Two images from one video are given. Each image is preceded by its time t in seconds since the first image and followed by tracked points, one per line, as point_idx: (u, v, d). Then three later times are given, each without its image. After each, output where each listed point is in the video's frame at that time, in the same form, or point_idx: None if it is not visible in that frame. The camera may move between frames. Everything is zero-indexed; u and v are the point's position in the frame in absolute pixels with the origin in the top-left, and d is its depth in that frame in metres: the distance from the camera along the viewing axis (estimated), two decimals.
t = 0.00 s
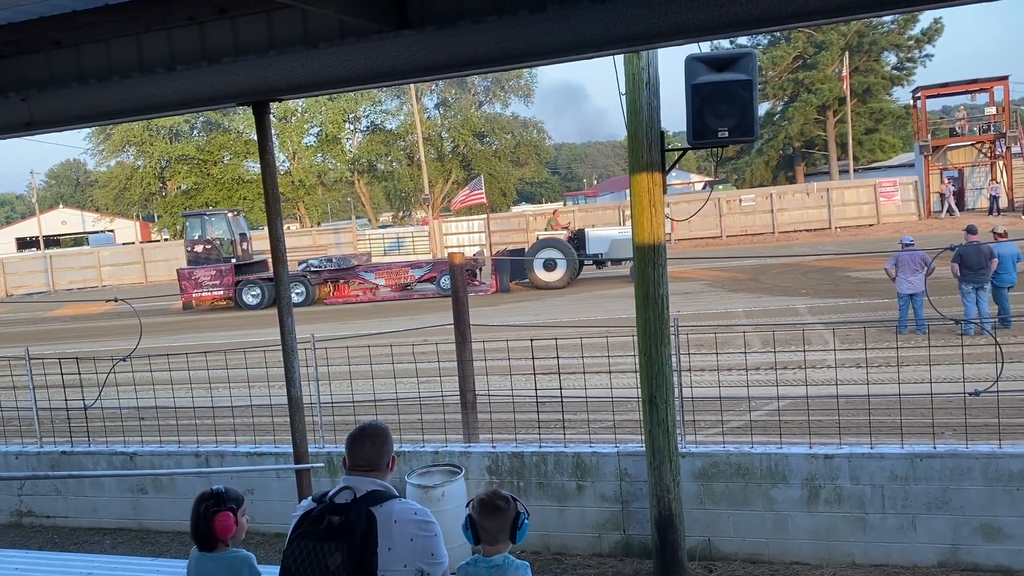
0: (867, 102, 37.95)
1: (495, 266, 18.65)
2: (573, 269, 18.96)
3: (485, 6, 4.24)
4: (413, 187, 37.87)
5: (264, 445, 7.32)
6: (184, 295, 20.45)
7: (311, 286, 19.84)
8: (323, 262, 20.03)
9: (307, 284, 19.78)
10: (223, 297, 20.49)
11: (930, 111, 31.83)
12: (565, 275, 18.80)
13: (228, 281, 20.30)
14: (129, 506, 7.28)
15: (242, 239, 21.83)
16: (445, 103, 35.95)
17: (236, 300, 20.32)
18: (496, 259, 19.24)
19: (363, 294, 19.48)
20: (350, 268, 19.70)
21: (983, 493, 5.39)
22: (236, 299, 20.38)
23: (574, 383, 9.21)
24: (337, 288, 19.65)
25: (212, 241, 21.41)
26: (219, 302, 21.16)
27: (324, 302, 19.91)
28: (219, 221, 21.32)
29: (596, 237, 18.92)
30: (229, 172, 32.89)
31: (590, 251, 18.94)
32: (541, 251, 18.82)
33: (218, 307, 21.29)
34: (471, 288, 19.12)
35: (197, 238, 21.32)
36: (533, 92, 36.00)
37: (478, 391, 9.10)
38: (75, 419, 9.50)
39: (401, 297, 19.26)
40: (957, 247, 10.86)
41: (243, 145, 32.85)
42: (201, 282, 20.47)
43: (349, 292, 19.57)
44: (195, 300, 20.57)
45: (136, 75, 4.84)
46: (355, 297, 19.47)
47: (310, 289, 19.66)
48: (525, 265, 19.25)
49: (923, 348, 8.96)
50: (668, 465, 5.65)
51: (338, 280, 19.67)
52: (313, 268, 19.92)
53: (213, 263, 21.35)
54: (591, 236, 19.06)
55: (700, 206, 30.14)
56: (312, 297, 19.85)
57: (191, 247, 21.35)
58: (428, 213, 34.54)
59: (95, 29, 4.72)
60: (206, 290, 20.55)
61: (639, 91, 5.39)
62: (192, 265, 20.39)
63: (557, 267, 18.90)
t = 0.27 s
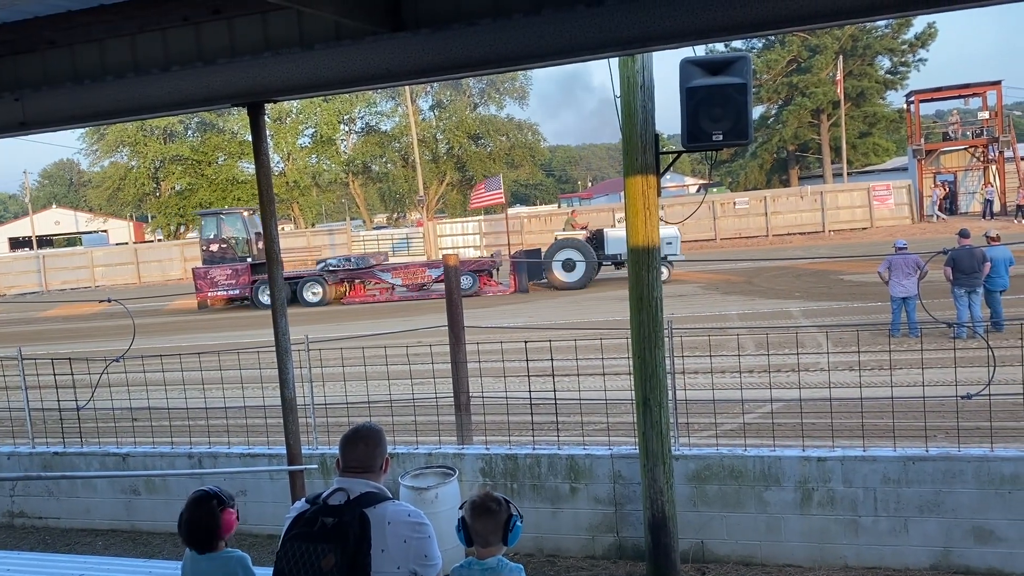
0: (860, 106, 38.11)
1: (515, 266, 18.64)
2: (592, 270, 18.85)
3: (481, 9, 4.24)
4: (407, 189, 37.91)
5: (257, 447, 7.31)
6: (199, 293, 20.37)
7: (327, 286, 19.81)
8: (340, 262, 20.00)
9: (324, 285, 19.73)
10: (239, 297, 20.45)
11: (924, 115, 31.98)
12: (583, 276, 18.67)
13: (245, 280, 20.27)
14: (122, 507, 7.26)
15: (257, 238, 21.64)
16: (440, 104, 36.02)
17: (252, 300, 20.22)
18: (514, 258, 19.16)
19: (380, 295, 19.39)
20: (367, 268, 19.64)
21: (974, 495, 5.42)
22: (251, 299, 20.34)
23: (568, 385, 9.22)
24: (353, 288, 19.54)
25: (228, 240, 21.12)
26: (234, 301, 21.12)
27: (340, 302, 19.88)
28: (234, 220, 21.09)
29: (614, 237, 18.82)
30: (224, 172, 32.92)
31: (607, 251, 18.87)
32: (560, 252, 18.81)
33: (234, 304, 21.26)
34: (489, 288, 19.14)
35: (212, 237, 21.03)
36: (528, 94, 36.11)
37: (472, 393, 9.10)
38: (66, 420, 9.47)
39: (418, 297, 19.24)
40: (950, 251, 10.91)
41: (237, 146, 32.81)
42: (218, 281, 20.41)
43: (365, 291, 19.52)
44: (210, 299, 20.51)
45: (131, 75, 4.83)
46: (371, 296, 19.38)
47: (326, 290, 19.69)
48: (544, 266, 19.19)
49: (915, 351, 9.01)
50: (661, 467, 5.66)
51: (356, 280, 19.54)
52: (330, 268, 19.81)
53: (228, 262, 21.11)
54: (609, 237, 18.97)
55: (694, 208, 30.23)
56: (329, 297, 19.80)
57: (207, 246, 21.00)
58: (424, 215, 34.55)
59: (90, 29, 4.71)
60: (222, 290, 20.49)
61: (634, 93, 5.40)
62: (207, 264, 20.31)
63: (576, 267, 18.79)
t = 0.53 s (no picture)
0: (852, 110, 38.28)
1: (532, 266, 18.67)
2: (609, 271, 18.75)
3: (474, 10, 4.24)
4: (400, 190, 37.87)
5: (248, 448, 7.28)
6: (212, 293, 20.15)
7: (342, 286, 19.77)
8: (356, 261, 20.23)
9: (340, 284, 19.69)
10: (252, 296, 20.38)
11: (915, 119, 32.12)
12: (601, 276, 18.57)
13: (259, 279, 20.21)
14: (111, 508, 7.22)
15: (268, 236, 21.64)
16: (433, 106, 36.04)
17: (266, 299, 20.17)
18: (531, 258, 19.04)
19: (395, 295, 19.39)
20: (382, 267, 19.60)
21: (964, 499, 5.43)
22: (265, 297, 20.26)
23: (560, 387, 9.22)
24: (368, 289, 19.50)
25: (240, 239, 21.03)
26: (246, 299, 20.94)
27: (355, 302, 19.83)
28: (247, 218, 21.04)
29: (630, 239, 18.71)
30: (217, 172, 33.18)
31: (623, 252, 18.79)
32: (577, 252, 18.75)
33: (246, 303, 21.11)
34: (505, 289, 19.17)
35: (225, 236, 20.96)
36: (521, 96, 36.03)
37: (464, 395, 9.09)
38: (56, 421, 9.43)
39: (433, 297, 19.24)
40: (940, 256, 10.93)
41: (229, 146, 32.73)
42: (231, 281, 20.23)
43: (380, 292, 19.52)
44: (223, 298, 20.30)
45: (123, 75, 4.81)
46: (386, 296, 19.33)
47: (341, 289, 19.65)
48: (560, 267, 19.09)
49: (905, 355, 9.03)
50: (652, 469, 5.66)
51: (371, 280, 19.50)
52: (345, 268, 19.92)
53: (242, 261, 21.00)
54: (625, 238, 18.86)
55: (687, 211, 30.31)
56: (343, 297, 19.79)
57: (220, 245, 20.92)
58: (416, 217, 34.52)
59: (81, 29, 4.69)
60: (235, 289, 20.34)
61: (627, 96, 5.41)
62: (221, 262, 20.11)
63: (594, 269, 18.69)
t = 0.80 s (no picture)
0: (841, 115, 38.54)
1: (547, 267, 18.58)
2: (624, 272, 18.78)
3: (465, 14, 4.25)
4: (390, 191, 37.86)
5: (236, 450, 7.26)
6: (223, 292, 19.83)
7: (355, 286, 19.67)
8: (371, 261, 20.06)
9: (353, 285, 19.58)
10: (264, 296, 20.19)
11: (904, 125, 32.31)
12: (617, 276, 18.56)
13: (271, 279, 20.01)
14: (97, 510, 7.18)
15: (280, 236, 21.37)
16: (424, 108, 36.09)
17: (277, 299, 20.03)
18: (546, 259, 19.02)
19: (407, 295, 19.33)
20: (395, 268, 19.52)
21: (950, 502, 5.46)
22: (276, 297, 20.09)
23: (549, 390, 9.23)
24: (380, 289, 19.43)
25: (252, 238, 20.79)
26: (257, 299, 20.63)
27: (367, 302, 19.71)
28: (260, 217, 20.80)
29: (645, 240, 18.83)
30: (205, 173, 32.84)
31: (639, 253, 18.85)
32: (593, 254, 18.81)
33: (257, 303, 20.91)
34: (518, 289, 19.20)
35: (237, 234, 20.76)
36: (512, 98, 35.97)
37: (453, 397, 9.09)
38: (43, 422, 9.37)
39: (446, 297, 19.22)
40: (927, 260, 11.00)
41: (218, 146, 32.62)
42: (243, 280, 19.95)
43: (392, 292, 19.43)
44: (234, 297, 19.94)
45: (112, 75, 4.79)
46: (399, 297, 19.25)
47: (354, 289, 19.54)
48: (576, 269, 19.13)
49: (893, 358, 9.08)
50: (641, 472, 5.67)
51: (383, 280, 19.41)
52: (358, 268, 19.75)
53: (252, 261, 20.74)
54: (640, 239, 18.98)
55: (676, 215, 30.41)
56: (356, 297, 19.72)
57: (232, 243, 20.69)
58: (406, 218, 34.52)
59: (71, 27, 4.66)
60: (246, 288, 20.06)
61: (618, 99, 5.42)
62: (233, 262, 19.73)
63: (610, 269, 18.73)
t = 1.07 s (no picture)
0: (827, 120, 38.83)
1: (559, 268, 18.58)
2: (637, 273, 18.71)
3: (454, 15, 4.24)
4: (378, 192, 37.80)
5: (220, 451, 7.22)
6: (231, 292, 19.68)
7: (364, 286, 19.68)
8: (384, 261, 19.93)
9: (362, 284, 19.59)
10: (272, 295, 20.02)
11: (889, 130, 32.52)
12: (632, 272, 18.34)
13: (280, 278, 19.92)
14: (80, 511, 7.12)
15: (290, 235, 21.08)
16: (412, 109, 35.97)
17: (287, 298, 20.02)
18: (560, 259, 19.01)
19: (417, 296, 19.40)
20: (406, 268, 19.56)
21: (933, 505, 5.49)
22: (285, 297, 20.07)
23: (535, 392, 9.23)
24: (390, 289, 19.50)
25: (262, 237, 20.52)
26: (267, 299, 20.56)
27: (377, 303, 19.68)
28: (269, 217, 20.55)
29: (658, 241, 19.00)
30: (190, 173, 32.81)
31: (651, 255, 19.11)
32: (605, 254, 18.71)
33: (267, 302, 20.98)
34: (530, 290, 19.17)
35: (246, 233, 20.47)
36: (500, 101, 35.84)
37: (439, 399, 9.08)
38: (25, 423, 9.30)
39: (456, 298, 19.17)
40: (911, 265, 11.09)
41: (205, 146, 32.44)
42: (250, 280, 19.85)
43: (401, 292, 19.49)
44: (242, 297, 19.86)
45: (97, 73, 4.75)
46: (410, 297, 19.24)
47: (364, 289, 19.51)
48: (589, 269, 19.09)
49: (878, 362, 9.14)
50: (627, 474, 5.68)
51: (393, 280, 19.48)
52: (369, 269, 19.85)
53: (261, 261, 20.34)
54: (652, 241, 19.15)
55: (663, 218, 30.51)
56: (365, 297, 19.68)
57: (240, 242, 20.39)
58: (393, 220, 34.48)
59: (55, 23, 4.62)
60: (254, 288, 19.96)
61: (605, 102, 5.44)
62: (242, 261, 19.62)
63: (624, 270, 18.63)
